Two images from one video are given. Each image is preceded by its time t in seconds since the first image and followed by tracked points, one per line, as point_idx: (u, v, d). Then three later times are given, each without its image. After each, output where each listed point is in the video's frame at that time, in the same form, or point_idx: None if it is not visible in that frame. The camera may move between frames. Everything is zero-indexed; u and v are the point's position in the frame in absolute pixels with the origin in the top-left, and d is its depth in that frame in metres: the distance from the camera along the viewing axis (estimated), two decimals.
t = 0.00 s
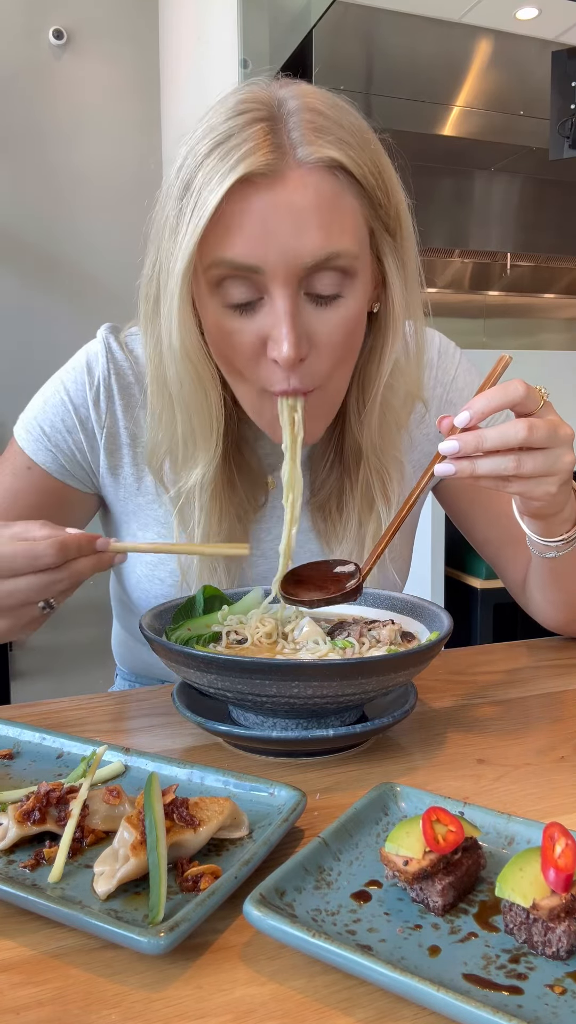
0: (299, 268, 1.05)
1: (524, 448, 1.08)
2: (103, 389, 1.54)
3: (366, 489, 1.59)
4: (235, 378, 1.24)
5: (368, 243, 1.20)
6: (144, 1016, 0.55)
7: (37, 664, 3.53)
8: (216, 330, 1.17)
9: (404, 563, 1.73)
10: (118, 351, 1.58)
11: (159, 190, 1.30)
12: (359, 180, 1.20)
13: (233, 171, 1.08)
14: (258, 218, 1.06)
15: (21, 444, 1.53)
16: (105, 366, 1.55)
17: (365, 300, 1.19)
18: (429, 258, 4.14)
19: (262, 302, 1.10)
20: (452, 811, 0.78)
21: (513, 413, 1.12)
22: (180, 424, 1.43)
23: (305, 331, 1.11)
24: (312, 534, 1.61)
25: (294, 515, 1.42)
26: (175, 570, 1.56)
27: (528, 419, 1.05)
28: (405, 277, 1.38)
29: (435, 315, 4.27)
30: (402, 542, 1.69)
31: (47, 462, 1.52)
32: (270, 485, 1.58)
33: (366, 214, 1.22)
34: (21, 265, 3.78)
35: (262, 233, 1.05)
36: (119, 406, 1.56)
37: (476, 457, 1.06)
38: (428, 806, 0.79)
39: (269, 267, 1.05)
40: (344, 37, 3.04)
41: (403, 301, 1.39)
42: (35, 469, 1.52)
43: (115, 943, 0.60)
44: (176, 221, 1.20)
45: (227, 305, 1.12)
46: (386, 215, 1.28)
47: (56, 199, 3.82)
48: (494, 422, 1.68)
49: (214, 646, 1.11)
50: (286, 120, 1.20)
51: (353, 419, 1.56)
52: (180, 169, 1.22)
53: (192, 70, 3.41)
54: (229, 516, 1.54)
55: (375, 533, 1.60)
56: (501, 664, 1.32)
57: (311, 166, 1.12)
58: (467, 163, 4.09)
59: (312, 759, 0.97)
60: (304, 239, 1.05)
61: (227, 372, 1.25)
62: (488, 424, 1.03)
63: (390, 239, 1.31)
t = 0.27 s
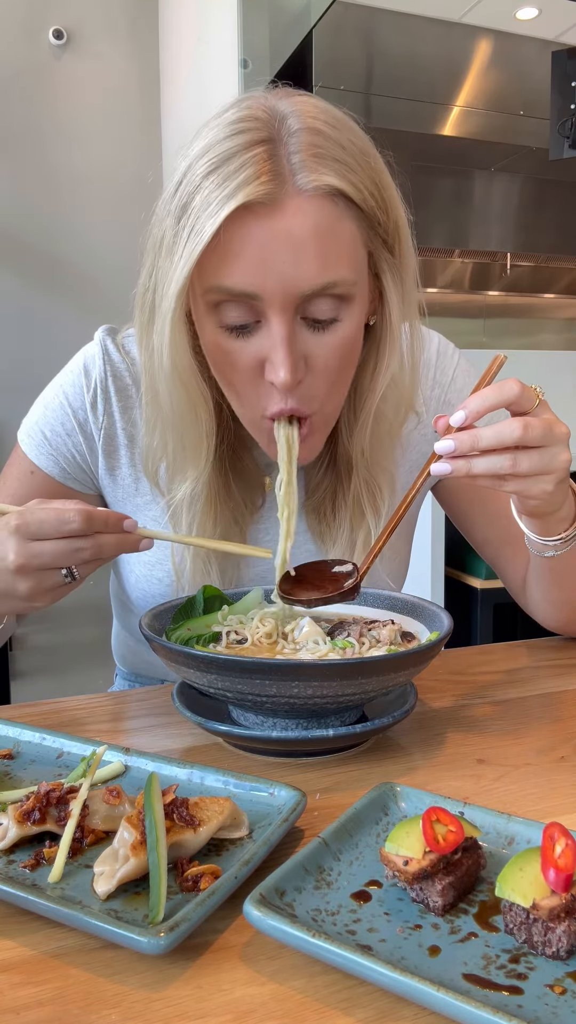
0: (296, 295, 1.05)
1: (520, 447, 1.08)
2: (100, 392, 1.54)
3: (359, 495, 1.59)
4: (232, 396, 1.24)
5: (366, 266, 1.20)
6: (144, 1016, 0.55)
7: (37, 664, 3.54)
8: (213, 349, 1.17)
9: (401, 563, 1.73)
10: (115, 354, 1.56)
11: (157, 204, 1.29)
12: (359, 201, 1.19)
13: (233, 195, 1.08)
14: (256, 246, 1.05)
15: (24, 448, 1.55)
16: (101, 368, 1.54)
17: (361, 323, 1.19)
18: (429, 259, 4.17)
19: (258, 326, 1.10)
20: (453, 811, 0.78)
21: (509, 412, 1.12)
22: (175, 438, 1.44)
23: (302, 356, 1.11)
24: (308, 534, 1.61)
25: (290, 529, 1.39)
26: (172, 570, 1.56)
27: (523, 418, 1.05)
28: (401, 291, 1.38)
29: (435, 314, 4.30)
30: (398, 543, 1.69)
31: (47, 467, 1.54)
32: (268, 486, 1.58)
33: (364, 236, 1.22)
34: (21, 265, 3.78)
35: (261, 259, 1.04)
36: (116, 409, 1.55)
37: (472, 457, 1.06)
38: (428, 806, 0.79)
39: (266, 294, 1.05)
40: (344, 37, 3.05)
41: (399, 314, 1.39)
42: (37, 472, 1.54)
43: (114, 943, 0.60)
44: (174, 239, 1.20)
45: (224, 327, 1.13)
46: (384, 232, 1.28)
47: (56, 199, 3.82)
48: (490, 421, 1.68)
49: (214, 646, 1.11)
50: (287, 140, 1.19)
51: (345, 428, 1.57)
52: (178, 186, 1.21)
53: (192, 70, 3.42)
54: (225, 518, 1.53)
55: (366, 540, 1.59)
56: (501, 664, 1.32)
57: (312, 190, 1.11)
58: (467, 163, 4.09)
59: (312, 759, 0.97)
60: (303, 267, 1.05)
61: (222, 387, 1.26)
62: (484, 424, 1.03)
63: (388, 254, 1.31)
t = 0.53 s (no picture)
0: (295, 300, 1.05)
1: (517, 448, 1.08)
2: (100, 392, 1.54)
3: (359, 494, 1.59)
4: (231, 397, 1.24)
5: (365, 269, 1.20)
6: (144, 1016, 0.55)
7: (37, 664, 3.54)
8: (212, 351, 1.17)
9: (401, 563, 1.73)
10: (115, 354, 1.56)
11: (156, 207, 1.29)
12: (358, 205, 1.19)
13: (232, 199, 1.08)
14: (256, 251, 1.05)
15: (24, 449, 1.55)
16: (101, 369, 1.54)
17: (361, 325, 1.19)
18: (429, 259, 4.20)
19: (258, 330, 1.11)
20: (453, 811, 0.78)
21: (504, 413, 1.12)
22: (174, 442, 1.44)
23: (301, 359, 1.11)
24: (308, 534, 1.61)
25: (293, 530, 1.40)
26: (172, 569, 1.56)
27: (519, 419, 1.05)
28: (401, 292, 1.38)
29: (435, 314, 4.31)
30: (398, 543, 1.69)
31: (48, 468, 1.54)
32: (268, 487, 1.58)
33: (363, 239, 1.22)
34: (21, 265, 3.78)
35: (261, 264, 1.04)
36: (115, 409, 1.55)
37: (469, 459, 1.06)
38: (428, 806, 0.79)
39: (266, 298, 1.05)
40: (344, 37, 3.06)
41: (399, 315, 1.39)
42: (37, 474, 1.54)
43: (114, 943, 0.60)
44: (173, 243, 1.20)
45: (223, 330, 1.12)
46: (384, 235, 1.28)
47: (56, 198, 3.82)
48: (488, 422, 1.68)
49: (214, 646, 1.11)
50: (287, 144, 1.19)
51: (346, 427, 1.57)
52: (178, 190, 1.21)
53: (193, 71, 3.43)
54: (226, 518, 1.53)
55: (366, 540, 1.59)
56: (501, 664, 1.32)
57: (312, 195, 1.11)
58: (467, 162, 4.09)
59: (312, 759, 0.97)
60: (302, 272, 1.05)
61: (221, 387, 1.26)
62: (480, 427, 1.03)
63: (387, 256, 1.31)
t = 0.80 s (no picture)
0: (299, 295, 1.06)
1: (513, 450, 1.08)
2: (98, 393, 1.54)
3: (358, 493, 1.59)
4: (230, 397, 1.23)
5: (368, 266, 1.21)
6: (144, 1016, 0.55)
7: (37, 664, 3.54)
8: (212, 349, 1.16)
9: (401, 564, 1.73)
10: (114, 355, 1.57)
11: (158, 203, 1.29)
12: (360, 202, 1.19)
13: (238, 195, 1.07)
14: (261, 246, 1.05)
15: (24, 453, 1.55)
16: (100, 370, 1.54)
17: (362, 323, 1.20)
18: (430, 259, 4.19)
19: (260, 327, 1.10)
20: (453, 811, 0.78)
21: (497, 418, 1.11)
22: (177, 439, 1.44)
23: (303, 356, 1.11)
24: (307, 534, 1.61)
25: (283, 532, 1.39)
26: (172, 569, 1.56)
27: (515, 421, 1.05)
28: (402, 291, 1.38)
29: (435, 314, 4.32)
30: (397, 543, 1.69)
31: (47, 469, 1.53)
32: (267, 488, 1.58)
33: (365, 236, 1.22)
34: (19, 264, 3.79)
35: (266, 260, 1.04)
36: (114, 410, 1.55)
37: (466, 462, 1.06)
38: (428, 806, 0.79)
39: (271, 294, 1.05)
40: (343, 37, 3.05)
41: (399, 314, 1.39)
42: (37, 474, 1.54)
43: (114, 943, 0.60)
44: (176, 239, 1.19)
45: (226, 327, 1.12)
46: (384, 232, 1.28)
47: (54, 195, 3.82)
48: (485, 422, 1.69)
49: (214, 646, 1.11)
50: (290, 140, 1.19)
51: (344, 426, 1.57)
52: (181, 186, 1.21)
53: (193, 71, 3.44)
54: (226, 518, 1.53)
55: (365, 540, 1.59)
56: (501, 664, 1.32)
57: (317, 191, 1.11)
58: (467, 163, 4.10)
59: (312, 759, 0.97)
60: (307, 268, 1.05)
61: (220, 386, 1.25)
62: (475, 430, 1.03)
63: (388, 254, 1.31)
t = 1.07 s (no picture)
0: (301, 298, 1.06)
1: (510, 449, 1.08)
2: (97, 395, 1.54)
3: (358, 495, 1.59)
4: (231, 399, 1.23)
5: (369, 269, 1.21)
6: (144, 1016, 0.55)
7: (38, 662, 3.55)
8: (213, 352, 1.16)
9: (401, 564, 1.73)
10: (113, 357, 1.56)
11: (158, 205, 1.29)
12: (361, 205, 1.19)
13: (238, 199, 1.07)
14: (262, 249, 1.05)
15: (23, 453, 1.55)
16: (99, 371, 1.54)
17: (363, 326, 1.20)
18: (430, 259, 4.20)
19: (262, 330, 1.10)
20: (452, 811, 0.78)
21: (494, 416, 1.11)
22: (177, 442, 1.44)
23: (305, 360, 1.11)
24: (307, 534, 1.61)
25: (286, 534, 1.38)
26: (171, 569, 1.56)
27: (512, 420, 1.05)
28: (402, 293, 1.38)
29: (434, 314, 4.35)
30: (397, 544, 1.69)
31: (47, 470, 1.53)
32: (267, 489, 1.58)
33: (366, 238, 1.22)
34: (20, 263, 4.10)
35: (266, 264, 1.04)
36: (113, 412, 1.55)
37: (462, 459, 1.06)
38: (428, 806, 0.79)
39: (271, 297, 1.05)
40: (344, 37, 3.05)
41: (399, 316, 1.39)
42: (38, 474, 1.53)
43: (115, 943, 0.60)
44: (177, 242, 1.19)
45: (227, 330, 1.12)
46: (385, 235, 1.28)
47: (56, 195, 4.14)
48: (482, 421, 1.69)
49: (214, 646, 1.11)
50: (291, 144, 1.19)
51: (344, 427, 1.56)
52: (181, 188, 1.21)
53: (193, 70, 3.47)
54: (224, 519, 1.54)
55: (363, 540, 1.59)
56: (501, 664, 1.32)
57: (318, 194, 1.11)
58: (466, 163, 4.09)
59: (312, 759, 0.97)
60: (308, 272, 1.05)
61: (220, 386, 1.25)
62: (471, 428, 1.03)
63: (388, 257, 1.31)
